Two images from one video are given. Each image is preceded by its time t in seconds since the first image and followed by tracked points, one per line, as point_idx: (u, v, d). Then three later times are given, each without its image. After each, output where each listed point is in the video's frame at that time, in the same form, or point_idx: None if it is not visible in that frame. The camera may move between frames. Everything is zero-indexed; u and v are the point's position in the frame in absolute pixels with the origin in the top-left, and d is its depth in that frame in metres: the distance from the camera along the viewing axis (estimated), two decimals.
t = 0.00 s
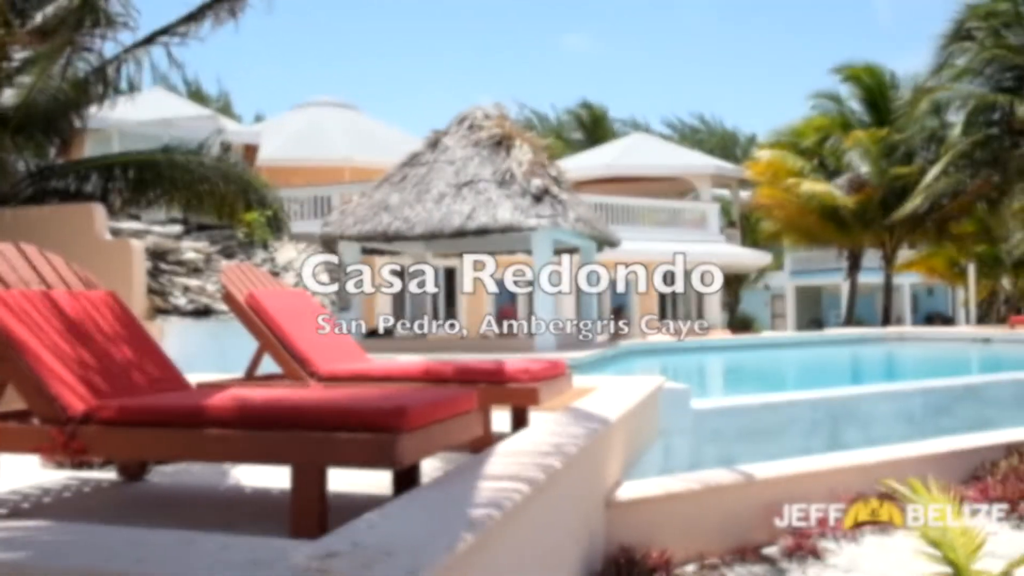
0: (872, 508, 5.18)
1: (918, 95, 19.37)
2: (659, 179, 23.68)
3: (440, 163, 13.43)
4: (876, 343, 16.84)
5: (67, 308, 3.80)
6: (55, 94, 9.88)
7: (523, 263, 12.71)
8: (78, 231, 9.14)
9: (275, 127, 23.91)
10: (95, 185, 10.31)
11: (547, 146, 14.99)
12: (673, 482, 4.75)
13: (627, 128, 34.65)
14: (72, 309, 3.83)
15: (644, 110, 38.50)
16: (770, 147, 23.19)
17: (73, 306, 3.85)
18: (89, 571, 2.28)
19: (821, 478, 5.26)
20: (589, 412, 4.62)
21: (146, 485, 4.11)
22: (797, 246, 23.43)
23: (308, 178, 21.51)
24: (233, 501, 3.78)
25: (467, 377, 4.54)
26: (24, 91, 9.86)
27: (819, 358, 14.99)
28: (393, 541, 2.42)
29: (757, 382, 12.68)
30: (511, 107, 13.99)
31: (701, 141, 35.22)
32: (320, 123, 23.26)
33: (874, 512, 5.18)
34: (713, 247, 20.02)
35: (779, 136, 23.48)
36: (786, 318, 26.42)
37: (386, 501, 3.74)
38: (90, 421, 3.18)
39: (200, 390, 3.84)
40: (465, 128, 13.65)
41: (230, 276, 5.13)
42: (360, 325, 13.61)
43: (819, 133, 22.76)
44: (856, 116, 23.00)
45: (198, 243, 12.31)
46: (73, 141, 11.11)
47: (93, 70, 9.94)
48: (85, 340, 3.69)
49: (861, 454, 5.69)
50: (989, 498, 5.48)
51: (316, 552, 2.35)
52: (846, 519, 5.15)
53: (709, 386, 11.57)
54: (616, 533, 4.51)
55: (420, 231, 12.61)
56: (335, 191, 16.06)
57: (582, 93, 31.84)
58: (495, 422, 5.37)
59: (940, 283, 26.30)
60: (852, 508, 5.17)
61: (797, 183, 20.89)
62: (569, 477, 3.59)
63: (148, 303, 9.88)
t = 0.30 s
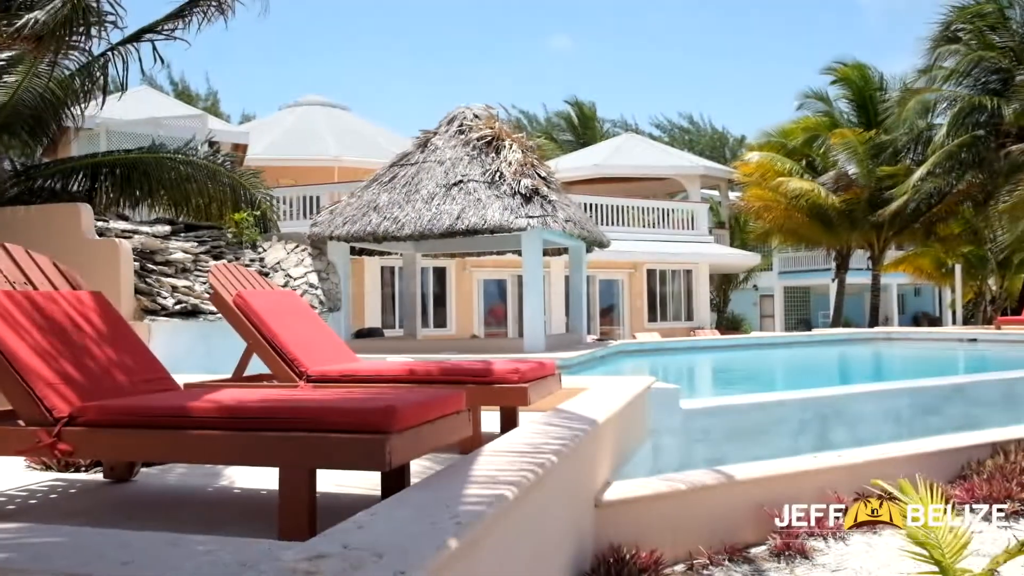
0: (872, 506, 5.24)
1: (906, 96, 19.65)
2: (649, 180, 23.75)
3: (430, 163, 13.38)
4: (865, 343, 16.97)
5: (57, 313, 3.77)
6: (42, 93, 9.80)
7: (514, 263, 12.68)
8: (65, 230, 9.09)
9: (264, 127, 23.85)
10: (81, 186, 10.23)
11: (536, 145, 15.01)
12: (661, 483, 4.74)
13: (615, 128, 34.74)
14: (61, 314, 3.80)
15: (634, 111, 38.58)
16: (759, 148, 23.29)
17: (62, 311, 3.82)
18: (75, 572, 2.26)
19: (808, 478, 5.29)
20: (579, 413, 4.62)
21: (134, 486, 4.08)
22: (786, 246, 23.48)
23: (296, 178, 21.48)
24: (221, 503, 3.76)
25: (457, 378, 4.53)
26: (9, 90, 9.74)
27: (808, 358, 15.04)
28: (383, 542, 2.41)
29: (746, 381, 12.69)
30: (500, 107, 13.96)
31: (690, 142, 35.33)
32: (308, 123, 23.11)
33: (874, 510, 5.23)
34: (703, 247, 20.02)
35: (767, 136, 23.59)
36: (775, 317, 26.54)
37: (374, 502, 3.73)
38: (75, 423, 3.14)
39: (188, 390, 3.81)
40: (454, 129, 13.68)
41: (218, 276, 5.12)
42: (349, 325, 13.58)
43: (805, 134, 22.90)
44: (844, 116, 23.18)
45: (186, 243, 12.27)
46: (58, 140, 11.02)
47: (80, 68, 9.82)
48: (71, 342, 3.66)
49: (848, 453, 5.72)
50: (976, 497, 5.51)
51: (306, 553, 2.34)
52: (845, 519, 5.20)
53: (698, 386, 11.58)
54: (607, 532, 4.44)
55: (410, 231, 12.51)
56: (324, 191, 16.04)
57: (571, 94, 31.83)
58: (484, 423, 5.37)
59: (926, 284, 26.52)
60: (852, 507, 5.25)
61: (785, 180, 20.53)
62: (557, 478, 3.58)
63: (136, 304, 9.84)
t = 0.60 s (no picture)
0: (872, 506, 5.23)
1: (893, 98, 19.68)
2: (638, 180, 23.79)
3: (419, 164, 13.37)
4: (852, 343, 17.05)
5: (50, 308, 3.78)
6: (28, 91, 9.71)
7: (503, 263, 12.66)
8: (51, 231, 9.05)
9: (252, 126, 23.78)
10: (67, 185, 10.16)
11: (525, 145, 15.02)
12: (650, 483, 4.74)
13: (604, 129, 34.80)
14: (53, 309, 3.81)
15: (622, 112, 38.65)
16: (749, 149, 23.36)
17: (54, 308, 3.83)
18: (60, 574, 2.24)
19: (796, 477, 5.30)
20: (568, 413, 4.62)
21: (121, 488, 4.06)
22: (774, 247, 23.54)
23: (284, 178, 21.44)
24: (208, 504, 3.74)
25: (446, 377, 4.52)
26: None
27: (796, 358, 15.08)
28: (370, 543, 2.40)
29: (734, 381, 12.71)
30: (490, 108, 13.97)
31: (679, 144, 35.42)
32: (296, 123, 23.01)
33: (874, 510, 5.23)
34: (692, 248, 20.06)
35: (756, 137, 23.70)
36: (763, 318, 26.63)
37: (362, 503, 3.72)
38: (61, 424, 3.13)
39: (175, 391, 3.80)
40: (443, 130, 13.68)
41: (206, 277, 5.11)
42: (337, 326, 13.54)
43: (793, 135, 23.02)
44: (831, 118, 23.31)
45: (173, 242, 12.22)
46: (45, 140, 10.95)
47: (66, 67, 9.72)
48: (59, 342, 3.65)
49: (835, 454, 5.73)
50: (963, 497, 5.54)
51: (294, 555, 2.33)
52: (845, 520, 5.21)
53: (687, 387, 11.58)
54: (596, 532, 4.43)
55: (399, 232, 12.45)
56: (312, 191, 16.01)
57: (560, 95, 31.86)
58: (473, 424, 5.37)
59: (913, 284, 26.66)
60: (852, 508, 5.25)
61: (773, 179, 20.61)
62: (546, 478, 3.58)
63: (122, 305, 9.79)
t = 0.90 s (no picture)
0: (872, 506, 5.25)
1: (881, 100, 19.73)
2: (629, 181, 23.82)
3: (410, 164, 13.35)
4: (841, 343, 17.12)
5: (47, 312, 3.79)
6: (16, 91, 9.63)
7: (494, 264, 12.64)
8: (39, 230, 9.01)
9: (242, 126, 23.72)
10: (55, 184, 10.08)
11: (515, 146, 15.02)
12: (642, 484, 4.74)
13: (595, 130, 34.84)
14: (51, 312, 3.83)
15: (613, 113, 38.69)
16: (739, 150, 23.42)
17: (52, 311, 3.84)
18: None
19: (786, 477, 5.32)
20: (559, 413, 4.63)
21: (109, 489, 4.04)
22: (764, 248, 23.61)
23: (274, 178, 21.38)
24: (198, 505, 3.72)
25: (437, 378, 4.51)
26: None
27: (786, 359, 15.11)
28: (362, 544, 2.40)
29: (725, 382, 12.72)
30: (481, 109, 13.98)
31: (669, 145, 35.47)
32: (286, 123, 22.95)
33: (874, 510, 5.25)
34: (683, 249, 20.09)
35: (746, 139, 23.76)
36: (754, 318, 26.71)
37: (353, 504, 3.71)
38: (49, 426, 3.11)
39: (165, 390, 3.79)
40: (434, 130, 13.67)
41: (195, 277, 5.09)
42: (328, 326, 13.52)
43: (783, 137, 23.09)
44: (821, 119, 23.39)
45: (162, 243, 12.19)
46: (34, 140, 10.88)
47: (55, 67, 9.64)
48: (47, 341, 3.63)
49: (825, 454, 5.75)
50: (951, 496, 5.56)
51: (285, 556, 2.32)
52: (844, 520, 5.24)
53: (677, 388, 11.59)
54: (587, 532, 4.43)
55: (389, 232, 12.42)
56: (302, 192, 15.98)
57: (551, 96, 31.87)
58: (464, 425, 5.36)
59: (902, 285, 26.77)
60: (852, 508, 5.28)
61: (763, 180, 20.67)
62: (537, 478, 3.58)
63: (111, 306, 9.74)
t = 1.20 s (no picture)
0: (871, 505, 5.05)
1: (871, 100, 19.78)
2: (619, 180, 23.86)
3: (400, 163, 13.32)
4: (831, 343, 17.19)
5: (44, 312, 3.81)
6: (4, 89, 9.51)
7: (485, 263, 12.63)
8: (26, 228, 8.98)
9: (232, 125, 23.64)
10: (43, 183, 9.99)
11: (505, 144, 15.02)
12: (632, 482, 4.74)
13: (586, 129, 34.87)
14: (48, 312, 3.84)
15: (603, 113, 38.75)
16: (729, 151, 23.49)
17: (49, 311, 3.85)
18: None
19: (774, 475, 5.33)
20: (551, 412, 4.62)
21: (97, 489, 4.02)
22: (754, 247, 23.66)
23: (264, 177, 21.32)
24: (187, 505, 3.71)
25: (429, 378, 4.50)
26: None
27: (776, 358, 15.15)
28: (351, 543, 2.39)
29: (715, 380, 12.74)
30: (471, 108, 13.98)
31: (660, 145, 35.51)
32: (276, 122, 22.90)
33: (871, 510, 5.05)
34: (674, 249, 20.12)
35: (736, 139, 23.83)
36: (743, 317, 26.82)
37: (343, 503, 3.71)
38: (36, 426, 3.09)
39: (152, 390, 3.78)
40: (424, 130, 13.65)
41: (183, 276, 5.06)
42: (318, 325, 13.50)
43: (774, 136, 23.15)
44: (811, 119, 23.49)
45: (151, 242, 12.15)
46: (21, 139, 10.79)
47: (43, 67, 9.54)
48: (35, 340, 3.61)
49: (814, 452, 5.76)
50: (940, 494, 5.58)
51: (276, 555, 2.32)
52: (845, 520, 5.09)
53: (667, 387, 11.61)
54: (578, 532, 4.43)
55: (379, 231, 12.41)
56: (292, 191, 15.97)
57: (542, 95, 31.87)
58: (455, 425, 5.35)
59: (891, 284, 26.90)
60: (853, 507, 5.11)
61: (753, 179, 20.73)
62: (528, 477, 3.57)
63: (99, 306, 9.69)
